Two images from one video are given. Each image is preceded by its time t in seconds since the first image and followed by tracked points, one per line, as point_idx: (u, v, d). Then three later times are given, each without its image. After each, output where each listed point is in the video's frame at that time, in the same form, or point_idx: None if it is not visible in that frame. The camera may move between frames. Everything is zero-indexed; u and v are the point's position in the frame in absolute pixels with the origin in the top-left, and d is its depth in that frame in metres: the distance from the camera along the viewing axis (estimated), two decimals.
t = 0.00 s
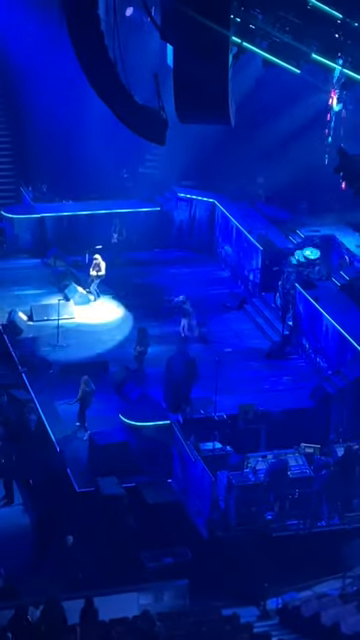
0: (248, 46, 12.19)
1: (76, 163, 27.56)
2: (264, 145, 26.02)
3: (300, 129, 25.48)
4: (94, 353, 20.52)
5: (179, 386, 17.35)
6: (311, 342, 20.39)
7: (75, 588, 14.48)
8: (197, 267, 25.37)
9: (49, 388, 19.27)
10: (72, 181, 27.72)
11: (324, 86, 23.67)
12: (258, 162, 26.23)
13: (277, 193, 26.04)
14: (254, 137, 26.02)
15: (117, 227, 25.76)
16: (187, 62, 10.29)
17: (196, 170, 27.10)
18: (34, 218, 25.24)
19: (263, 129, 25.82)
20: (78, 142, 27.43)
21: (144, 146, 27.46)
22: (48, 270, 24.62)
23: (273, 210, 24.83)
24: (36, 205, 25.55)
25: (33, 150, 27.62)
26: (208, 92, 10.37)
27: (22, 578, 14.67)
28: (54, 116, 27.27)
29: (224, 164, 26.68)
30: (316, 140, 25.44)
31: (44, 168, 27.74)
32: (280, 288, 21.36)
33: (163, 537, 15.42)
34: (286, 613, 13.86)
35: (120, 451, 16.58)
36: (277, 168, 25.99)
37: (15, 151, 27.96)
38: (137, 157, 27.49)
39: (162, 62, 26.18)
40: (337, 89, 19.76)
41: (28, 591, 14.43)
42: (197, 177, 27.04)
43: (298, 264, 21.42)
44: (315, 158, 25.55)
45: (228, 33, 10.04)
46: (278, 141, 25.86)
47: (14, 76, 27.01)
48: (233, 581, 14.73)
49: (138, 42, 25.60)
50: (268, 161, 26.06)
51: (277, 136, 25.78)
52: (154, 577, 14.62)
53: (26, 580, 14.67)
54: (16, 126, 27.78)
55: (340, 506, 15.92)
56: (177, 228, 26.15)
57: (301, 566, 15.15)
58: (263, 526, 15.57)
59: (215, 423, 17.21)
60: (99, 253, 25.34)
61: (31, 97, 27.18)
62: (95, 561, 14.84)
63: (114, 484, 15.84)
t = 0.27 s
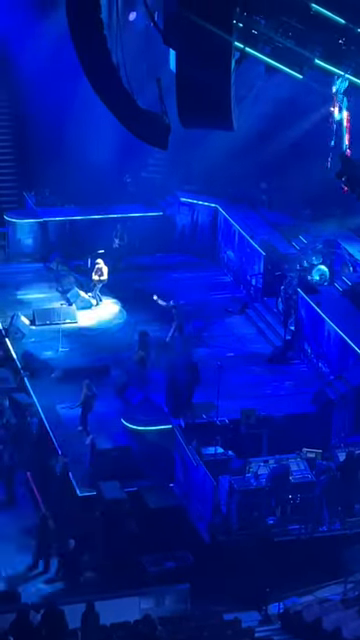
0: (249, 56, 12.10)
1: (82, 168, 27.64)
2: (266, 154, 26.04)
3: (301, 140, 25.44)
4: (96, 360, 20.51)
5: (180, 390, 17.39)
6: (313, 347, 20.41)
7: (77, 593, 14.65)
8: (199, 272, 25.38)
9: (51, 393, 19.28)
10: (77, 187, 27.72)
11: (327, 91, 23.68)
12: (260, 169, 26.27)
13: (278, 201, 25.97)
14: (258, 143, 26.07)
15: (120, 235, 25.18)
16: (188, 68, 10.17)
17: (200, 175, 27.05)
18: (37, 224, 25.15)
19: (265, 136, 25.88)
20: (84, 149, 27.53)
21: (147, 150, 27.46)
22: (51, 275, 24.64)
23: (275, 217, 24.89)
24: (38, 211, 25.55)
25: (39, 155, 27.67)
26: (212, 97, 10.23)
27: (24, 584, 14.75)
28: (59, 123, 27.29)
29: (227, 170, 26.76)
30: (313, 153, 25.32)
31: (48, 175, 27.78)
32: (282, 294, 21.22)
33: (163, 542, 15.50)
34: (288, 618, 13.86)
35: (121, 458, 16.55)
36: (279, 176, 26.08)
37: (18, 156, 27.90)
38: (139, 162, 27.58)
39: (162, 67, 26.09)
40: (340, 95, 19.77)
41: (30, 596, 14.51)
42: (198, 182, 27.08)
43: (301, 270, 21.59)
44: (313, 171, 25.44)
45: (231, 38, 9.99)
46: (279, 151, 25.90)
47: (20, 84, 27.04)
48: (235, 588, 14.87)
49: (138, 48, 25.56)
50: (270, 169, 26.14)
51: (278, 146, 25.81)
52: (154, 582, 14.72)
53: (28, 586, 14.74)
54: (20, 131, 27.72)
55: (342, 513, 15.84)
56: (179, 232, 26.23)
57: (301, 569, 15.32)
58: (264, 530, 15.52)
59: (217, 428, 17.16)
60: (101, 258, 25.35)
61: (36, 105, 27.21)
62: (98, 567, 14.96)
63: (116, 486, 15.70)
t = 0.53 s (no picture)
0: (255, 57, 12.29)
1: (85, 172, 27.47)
2: (269, 155, 26.14)
3: (306, 139, 25.63)
4: (100, 362, 20.51)
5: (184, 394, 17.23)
6: (316, 350, 20.42)
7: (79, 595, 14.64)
8: (203, 275, 25.38)
9: (55, 396, 19.28)
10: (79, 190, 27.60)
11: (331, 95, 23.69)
12: (264, 172, 26.41)
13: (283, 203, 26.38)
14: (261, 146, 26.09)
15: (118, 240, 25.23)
16: (191, 72, 11.06)
17: (204, 177, 27.05)
18: (40, 226, 25.25)
19: (268, 139, 25.93)
20: (88, 151, 27.46)
21: (150, 153, 27.45)
22: (54, 277, 24.66)
23: (279, 221, 24.91)
24: (41, 215, 25.55)
25: (42, 159, 27.54)
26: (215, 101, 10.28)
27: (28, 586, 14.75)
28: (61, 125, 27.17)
29: (231, 174, 26.78)
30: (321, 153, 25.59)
31: (52, 178, 27.66)
32: (285, 297, 21.17)
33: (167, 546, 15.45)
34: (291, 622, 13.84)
35: (126, 459, 16.54)
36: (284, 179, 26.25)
37: (22, 158, 27.86)
38: (143, 165, 27.57)
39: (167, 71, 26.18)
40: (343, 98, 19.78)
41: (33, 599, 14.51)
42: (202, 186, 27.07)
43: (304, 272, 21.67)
44: (321, 165, 25.82)
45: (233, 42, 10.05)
46: (283, 151, 26.03)
47: (24, 85, 27.03)
48: (239, 591, 14.77)
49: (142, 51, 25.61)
50: (274, 171, 26.26)
51: (281, 146, 25.91)
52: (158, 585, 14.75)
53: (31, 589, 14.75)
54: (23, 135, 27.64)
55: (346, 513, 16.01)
56: (183, 235, 26.24)
57: (306, 574, 15.26)
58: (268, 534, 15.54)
59: (220, 431, 17.15)
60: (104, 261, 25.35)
61: (40, 108, 27.13)
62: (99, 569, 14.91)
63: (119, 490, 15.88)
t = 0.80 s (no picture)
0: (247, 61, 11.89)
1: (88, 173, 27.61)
2: (275, 158, 25.98)
3: (309, 142, 25.27)
4: (105, 363, 20.52)
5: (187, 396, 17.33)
6: (321, 352, 20.42)
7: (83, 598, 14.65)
8: (208, 277, 25.41)
9: (59, 398, 19.30)
10: (83, 192, 27.81)
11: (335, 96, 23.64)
12: (269, 174, 26.21)
13: (287, 203, 26.00)
14: (266, 148, 26.01)
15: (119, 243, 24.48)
16: (193, 72, 10.96)
17: (208, 177, 26.99)
18: (46, 228, 25.17)
19: (272, 141, 25.84)
20: (91, 153, 27.45)
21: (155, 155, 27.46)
22: (59, 279, 24.70)
23: (283, 222, 24.92)
24: (46, 216, 25.65)
25: (46, 159, 27.92)
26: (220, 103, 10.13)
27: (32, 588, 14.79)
28: (65, 126, 27.35)
29: (236, 175, 26.71)
30: (324, 154, 25.08)
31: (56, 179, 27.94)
32: (289, 299, 21.22)
33: (171, 547, 15.58)
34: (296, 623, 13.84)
35: (129, 460, 16.58)
36: (288, 179, 25.93)
37: (27, 159, 28.27)
38: (147, 166, 27.31)
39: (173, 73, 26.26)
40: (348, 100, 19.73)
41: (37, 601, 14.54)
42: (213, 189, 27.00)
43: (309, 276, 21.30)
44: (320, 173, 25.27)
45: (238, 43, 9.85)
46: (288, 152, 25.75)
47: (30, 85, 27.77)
48: (240, 592, 15.06)
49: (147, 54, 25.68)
50: (279, 174, 26.03)
51: (286, 147, 25.68)
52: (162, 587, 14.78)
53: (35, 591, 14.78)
54: (30, 138, 28.13)
55: (351, 516, 15.87)
56: (188, 236, 26.19)
57: (308, 573, 15.43)
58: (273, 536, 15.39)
59: (223, 433, 17.26)
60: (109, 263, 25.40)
61: (44, 108, 27.62)
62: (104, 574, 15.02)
63: (123, 491, 15.79)
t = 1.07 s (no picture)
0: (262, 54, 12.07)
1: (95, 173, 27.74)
2: (282, 154, 26.11)
3: (321, 134, 25.52)
4: (112, 363, 20.52)
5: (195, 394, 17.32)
6: (327, 352, 20.40)
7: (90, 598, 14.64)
8: (214, 277, 25.38)
9: (66, 398, 19.30)
10: (90, 190, 27.80)
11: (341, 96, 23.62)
12: (275, 173, 26.36)
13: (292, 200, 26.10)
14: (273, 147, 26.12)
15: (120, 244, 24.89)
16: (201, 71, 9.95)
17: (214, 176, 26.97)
18: (52, 228, 25.25)
19: (281, 138, 25.96)
20: (99, 153, 27.65)
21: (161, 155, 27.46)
22: (65, 279, 24.71)
23: (289, 222, 24.90)
24: (53, 216, 25.65)
25: (51, 159, 27.63)
26: (226, 103, 9.98)
27: (39, 589, 14.79)
28: (72, 127, 27.36)
29: (243, 174, 26.69)
30: (333, 149, 25.50)
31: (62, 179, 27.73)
32: (296, 299, 21.13)
33: (179, 547, 15.51)
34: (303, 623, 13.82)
35: (137, 460, 16.52)
36: (293, 175, 26.14)
37: (32, 159, 27.78)
38: (153, 167, 27.69)
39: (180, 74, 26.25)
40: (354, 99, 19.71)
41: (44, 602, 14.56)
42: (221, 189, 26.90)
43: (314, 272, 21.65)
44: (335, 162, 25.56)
45: (245, 43, 9.72)
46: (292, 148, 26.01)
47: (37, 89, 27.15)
48: (248, 592, 14.90)
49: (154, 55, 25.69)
50: (283, 170, 26.22)
51: (291, 144, 25.92)
52: (169, 586, 14.78)
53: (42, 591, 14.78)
54: (32, 138, 27.59)
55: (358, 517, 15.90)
56: (194, 237, 26.11)
57: (315, 573, 15.34)
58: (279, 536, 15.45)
59: (231, 434, 17.12)
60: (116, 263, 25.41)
61: (51, 111, 27.22)
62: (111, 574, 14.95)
63: (130, 491, 15.85)
